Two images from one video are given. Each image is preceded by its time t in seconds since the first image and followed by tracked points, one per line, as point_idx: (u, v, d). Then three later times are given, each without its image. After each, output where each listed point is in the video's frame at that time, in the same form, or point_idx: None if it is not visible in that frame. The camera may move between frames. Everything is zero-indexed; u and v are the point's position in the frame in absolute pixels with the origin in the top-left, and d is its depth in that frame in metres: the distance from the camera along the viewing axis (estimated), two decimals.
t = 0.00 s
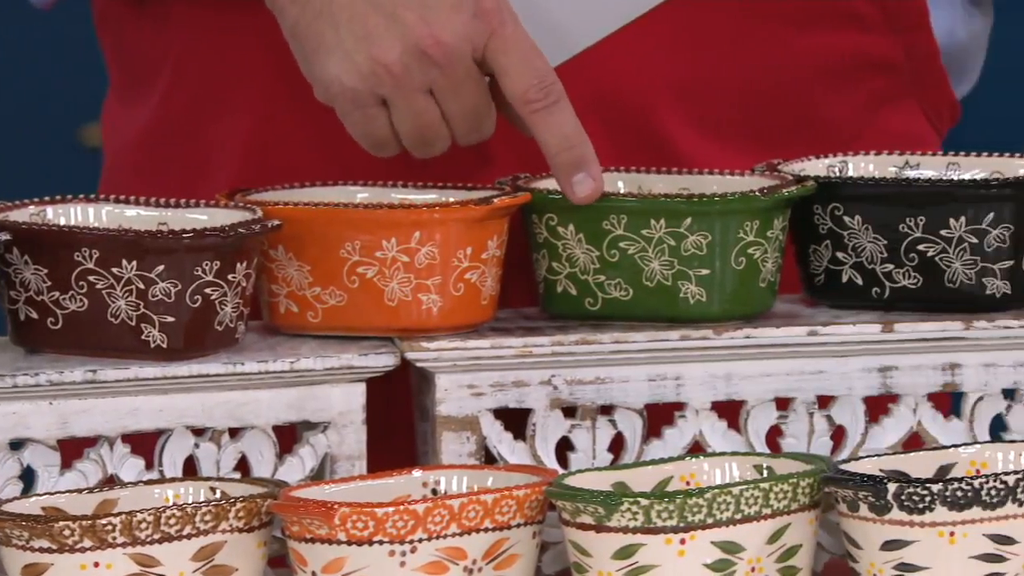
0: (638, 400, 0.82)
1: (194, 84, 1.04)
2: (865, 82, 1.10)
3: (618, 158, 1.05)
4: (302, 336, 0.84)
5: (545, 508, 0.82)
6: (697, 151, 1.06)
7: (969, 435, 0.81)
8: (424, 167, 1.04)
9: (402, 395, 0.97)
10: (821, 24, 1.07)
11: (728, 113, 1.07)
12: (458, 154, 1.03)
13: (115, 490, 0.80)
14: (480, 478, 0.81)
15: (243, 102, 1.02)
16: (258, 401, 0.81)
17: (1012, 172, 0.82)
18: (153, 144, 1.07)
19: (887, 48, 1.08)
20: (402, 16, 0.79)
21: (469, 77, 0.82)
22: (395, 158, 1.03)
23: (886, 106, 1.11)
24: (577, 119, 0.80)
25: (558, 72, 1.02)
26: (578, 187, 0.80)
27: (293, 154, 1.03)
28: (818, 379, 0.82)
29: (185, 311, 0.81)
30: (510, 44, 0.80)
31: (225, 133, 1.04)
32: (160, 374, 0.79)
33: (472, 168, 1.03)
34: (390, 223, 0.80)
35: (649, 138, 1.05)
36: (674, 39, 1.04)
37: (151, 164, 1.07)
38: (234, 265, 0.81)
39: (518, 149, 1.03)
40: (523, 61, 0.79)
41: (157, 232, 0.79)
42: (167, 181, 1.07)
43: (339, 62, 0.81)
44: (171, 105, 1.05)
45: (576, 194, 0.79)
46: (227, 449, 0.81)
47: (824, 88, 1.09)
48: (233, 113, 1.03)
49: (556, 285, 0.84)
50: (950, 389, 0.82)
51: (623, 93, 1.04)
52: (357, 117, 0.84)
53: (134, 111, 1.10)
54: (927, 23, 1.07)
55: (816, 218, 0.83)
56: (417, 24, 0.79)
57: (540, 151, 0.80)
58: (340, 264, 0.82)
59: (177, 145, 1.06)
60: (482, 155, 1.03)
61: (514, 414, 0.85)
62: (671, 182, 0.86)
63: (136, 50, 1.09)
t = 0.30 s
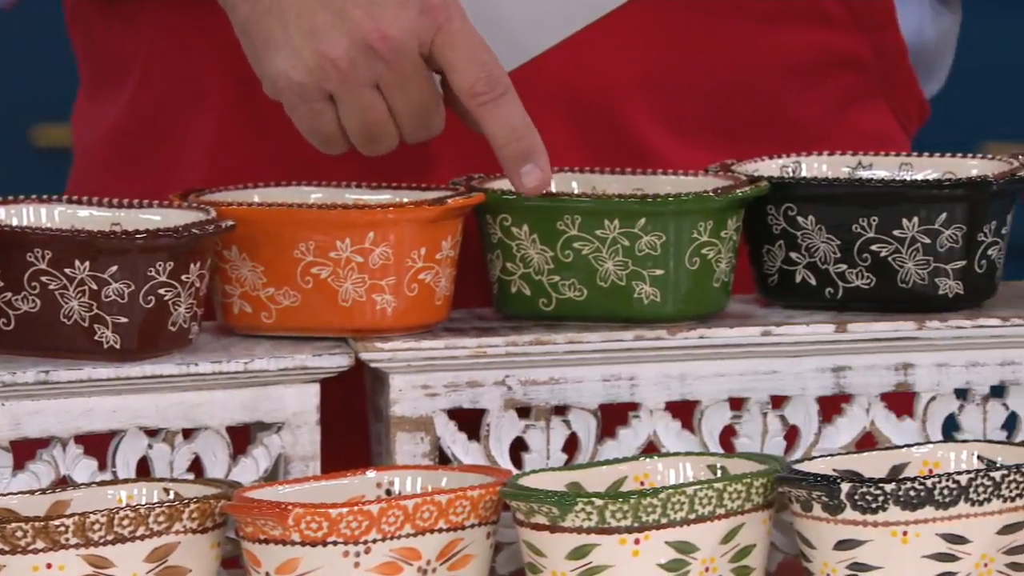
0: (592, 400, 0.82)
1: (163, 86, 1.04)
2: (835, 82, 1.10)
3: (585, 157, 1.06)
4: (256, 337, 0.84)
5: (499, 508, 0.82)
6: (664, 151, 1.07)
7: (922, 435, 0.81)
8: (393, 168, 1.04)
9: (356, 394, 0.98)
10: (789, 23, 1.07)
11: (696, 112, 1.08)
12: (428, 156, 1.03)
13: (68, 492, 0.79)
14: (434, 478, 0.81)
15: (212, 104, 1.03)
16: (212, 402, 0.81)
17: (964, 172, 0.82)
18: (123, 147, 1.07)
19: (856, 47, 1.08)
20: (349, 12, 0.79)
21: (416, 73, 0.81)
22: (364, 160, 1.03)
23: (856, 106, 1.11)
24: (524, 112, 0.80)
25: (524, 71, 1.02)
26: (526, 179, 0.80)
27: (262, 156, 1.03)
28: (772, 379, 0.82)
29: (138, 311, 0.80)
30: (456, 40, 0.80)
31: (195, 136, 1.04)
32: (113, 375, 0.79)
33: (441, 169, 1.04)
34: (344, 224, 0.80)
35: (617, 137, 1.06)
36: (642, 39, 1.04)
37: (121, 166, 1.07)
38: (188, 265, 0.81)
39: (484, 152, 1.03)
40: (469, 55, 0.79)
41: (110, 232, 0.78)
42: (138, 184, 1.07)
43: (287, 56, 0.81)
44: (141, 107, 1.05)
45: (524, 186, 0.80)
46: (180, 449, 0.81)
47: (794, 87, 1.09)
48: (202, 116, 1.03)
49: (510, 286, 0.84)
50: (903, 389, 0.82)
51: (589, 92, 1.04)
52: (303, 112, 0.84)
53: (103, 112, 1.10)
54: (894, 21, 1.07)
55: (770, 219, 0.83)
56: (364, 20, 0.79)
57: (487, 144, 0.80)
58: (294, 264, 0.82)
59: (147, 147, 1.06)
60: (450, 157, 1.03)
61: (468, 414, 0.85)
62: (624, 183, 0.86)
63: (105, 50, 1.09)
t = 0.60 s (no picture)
0: (545, 401, 0.82)
1: (129, 87, 1.07)
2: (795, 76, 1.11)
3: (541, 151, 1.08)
4: (208, 337, 0.84)
5: (452, 508, 0.81)
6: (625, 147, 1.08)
7: (873, 435, 0.82)
8: (347, 168, 1.06)
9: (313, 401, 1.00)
10: (745, 16, 1.08)
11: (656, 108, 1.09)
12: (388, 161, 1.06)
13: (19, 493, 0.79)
14: (387, 478, 0.81)
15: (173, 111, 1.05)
16: (164, 402, 0.81)
17: (915, 173, 0.83)
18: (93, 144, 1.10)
19: (816, 41, 1.08)
20: None
21: (345, 18, 0.86)
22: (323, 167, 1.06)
23: (820, 101, 1.12)
24: (451, 48, 0.85)
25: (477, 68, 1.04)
26: (457, 113, 0.86)
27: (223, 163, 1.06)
28: (724, 379, 0.82)
29: (89, 312, 0.80)
30: None
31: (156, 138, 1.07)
32: (64, 376, 0.78)
33: (398, 169, 1.06)
34: (297, 224, 0.80)
35: (573, 132, 1.08)
36: (596, 34, 1.06)
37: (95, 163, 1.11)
38: (140, 266, 0.81)
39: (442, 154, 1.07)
40: None
41: (61, 232, 0.77)
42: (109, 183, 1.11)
43: (218, 10, 0.86)
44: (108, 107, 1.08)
45: (456, 120, 0.86)
46: (132, 450, 0.81)
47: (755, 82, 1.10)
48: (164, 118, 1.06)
49: (463, 286, 0.84)
50: (855, 389, 0.82)
51: (542, 87, 1.06)
52: (239, 65, 0.89)
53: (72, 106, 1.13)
54: (856, 17, 1.07)
55: (722, 219, 0.84)
56: None
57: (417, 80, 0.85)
58: (246, 264, 0.82)
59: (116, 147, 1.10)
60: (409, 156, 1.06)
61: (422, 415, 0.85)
62: (577, 183, 0.86)
63: (76, 40, 1.11)
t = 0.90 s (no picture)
0: (498, 401, 0.82)
1: (105, 91, 1.16)
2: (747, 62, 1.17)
3: (500, 139, 1.15)
4: (160, 338, 0.84)
5: (405, 509, 0.81)
6: (579, 134, 1.15)
7: (825, 435, 0.82)
8: (314, 161, 1.14)
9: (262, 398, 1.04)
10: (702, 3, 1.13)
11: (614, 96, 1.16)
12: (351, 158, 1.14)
13: None
14: (339, 479, 0.81)
15: (138, 117, 1.15)
16: (116, 403, 0.80)
17: (867, 174, 0.84)
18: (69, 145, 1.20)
19: (777, 19, 1.14)
20: None
21: None
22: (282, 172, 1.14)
23: (787, 79, 1.18)
24: None
25: (427, 57, 1.10)
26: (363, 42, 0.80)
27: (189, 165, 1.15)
28: (677, 380, 0.82)
29: (41, 313, 0.79)
30: None
31: (122, 140, 1.17)
32: (15, 377, 0.77)
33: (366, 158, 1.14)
34: (249, 225, 0.80)
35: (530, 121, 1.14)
36: (541, 27, 1.12)
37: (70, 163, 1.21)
38: (91, 267, 0.80)
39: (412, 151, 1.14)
40: None
41: (11, 233, 0.77)
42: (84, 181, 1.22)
43: None
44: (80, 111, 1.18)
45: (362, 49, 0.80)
46: (84, 452, 0.80)
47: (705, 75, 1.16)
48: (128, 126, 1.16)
49: (416, 287, 0.83)
50: (807, 389, 0.83)
51: (500, 77, 1.13)
52: (150, 10, 0.86)
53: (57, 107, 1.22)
54: None
55: (675, 219, 0.84)
56: None
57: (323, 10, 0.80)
58: (198, 265, 0.81)
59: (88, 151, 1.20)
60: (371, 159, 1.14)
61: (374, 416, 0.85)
62: (529, 184, 0.87)
63: (54, 39, 1.21)
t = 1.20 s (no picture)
0: (450, 402, 0.82)
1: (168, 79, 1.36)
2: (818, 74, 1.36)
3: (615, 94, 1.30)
4: (111, 339, 0.83)
5: (357, 510, 0.80)
6: (637, 79, 1.30)
7: (776, 435, 0.82)
8: (382, 127, 1.27)
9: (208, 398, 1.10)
10: None
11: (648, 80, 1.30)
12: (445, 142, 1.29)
13: None
14: (291, 480, 0.81)
15: (216, 73, 1.30)
16: (65, 405, 0.80)
17: (817, 172, 0.85)
18: (131, 129, 1.43)
19: None
20: None
21: None
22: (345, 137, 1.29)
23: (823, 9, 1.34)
24: None
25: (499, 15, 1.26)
26: None
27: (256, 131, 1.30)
28: (628, 380, 0.82)
29: None
30: None
31: (190, 134, 1.34)
32: None
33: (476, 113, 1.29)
34: (200, 225, 0.80)
35: (563, 92, 1.29)
36: None
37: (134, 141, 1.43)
38: (41, 267, 0.79)
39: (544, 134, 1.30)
40: None
41: None
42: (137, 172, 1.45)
43: None
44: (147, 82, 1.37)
45: None
46: (34, 453, 0.80)
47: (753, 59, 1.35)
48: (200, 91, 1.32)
49: (368, 288, 0.83)
50: (758, 389, 0.83)
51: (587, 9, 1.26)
52: None
53: (117, 76, 1.40)
54: None
55: (626, 219, 0.84)
56: None
57: None
58: (149, 266, 0.81)
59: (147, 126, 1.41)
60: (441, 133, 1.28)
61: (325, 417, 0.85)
62: (480, 183, 0.87)
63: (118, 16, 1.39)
